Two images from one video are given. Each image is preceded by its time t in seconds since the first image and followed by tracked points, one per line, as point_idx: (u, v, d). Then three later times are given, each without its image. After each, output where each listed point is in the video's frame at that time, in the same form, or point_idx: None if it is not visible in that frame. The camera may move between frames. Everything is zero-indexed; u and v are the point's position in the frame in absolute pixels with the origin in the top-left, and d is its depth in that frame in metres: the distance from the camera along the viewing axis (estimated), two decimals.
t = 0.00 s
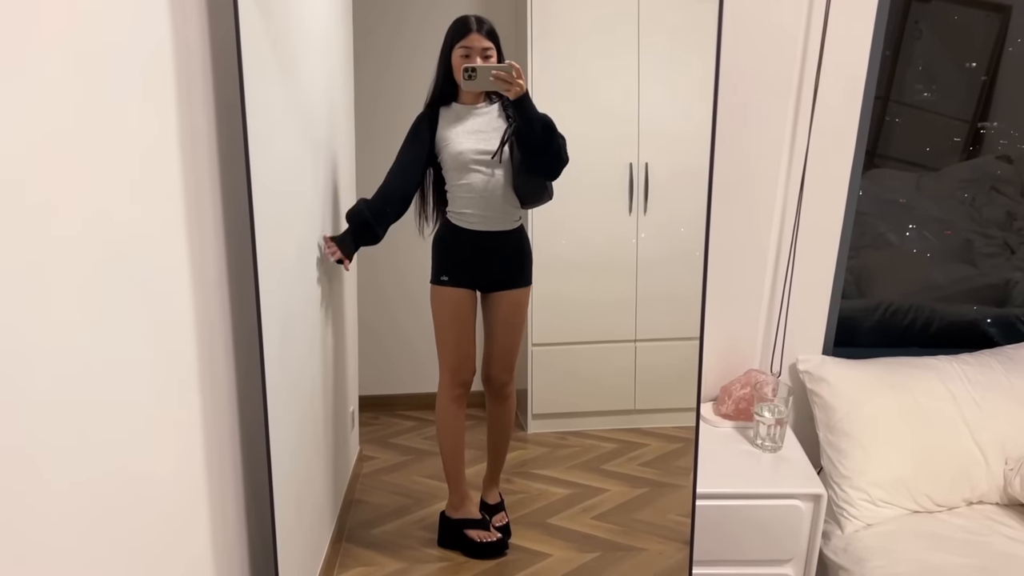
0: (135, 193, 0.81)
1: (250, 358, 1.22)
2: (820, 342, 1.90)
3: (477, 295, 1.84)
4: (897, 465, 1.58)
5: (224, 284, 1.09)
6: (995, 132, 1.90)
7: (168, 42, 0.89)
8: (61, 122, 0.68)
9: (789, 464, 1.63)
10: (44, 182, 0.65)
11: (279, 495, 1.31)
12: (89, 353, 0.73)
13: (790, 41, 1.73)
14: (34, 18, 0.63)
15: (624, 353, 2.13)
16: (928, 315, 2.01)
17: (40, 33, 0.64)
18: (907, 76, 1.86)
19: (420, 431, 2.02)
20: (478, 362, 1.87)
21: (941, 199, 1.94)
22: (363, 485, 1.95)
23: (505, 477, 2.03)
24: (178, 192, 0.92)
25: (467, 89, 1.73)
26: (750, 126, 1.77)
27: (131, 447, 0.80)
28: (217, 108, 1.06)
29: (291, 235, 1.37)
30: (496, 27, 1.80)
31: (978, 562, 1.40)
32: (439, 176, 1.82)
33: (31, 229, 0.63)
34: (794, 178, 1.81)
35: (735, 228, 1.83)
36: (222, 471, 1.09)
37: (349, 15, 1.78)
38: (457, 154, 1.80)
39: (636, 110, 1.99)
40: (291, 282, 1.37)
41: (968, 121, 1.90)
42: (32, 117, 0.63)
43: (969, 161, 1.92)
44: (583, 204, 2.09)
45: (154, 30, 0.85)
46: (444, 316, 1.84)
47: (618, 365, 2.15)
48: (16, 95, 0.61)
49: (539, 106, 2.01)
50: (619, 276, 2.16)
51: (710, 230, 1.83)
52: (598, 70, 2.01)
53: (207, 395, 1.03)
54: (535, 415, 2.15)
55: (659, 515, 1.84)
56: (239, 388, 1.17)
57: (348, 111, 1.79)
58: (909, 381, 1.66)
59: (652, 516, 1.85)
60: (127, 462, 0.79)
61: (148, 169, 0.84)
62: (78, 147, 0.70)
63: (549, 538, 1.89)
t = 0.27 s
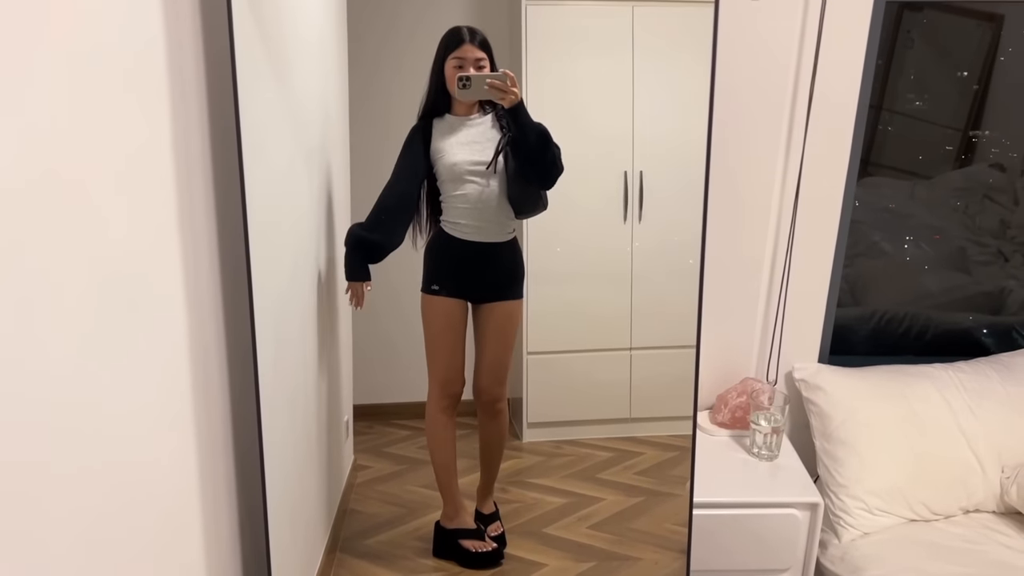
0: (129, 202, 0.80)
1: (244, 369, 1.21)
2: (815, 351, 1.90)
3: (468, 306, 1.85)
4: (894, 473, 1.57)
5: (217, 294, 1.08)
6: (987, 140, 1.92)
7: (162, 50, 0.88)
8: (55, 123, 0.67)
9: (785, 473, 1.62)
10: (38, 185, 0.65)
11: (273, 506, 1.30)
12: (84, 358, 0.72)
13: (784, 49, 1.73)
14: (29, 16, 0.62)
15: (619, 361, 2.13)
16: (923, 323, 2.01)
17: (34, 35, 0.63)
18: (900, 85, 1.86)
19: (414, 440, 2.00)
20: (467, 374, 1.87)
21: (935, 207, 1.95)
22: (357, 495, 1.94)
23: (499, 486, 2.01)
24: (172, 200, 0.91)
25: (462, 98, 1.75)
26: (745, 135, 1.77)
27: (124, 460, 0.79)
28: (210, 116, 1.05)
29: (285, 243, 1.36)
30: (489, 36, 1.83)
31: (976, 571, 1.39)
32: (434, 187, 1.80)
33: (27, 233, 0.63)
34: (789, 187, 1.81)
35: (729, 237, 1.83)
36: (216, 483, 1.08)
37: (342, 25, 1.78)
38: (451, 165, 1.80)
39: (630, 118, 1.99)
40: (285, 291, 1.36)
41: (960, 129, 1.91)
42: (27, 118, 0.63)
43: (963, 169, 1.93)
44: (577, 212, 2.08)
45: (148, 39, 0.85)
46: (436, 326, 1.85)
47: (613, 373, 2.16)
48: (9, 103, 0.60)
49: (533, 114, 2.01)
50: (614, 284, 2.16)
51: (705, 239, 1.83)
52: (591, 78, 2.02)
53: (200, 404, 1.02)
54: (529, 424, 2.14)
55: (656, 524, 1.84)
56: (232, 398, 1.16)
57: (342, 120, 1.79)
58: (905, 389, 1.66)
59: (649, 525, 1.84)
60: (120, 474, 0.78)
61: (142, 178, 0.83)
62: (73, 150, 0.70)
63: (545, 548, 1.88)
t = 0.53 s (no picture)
0: (126, 208, 0.80)
1: (241, 375, 1.21)
2: (813, 355, 1.90)
3: (466, 311, 1.84)
4: (892, 479, 1.57)
5: (214, 301, 1.08)
6: (986, 143, 1.92)
7: (158, 57, 0.88)
8: (52, 128, 0.67)
9: (784, 479, 1.62)
10: (34, 192, 0.64)
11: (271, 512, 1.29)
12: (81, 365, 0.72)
13: (782, 52, 1.73)
14: (26, 20, 0.62)
15: (618, 365, 2.12)
16: (921, 328, 2.01)
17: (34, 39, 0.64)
18: (898, 88, 1.87)
19: (414, 445, 2.00)
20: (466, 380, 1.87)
21: (934, 211, 1.95)
22: (356, 501, 1.94)
23: (498, 491, 2.02)
24: (168, 207, 0.91)
25: (461, 103, 1.76)
26: (742, 140, 1.77)
27: (120, 468, 0.79)
28: (207, 122, 1.05)
29: (283, 248, 1.36)
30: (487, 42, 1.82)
31: None
32: (432, 192, 1.81)
33: (27, 238, 0.63)
34: (787, 191, 1.81)
35: (727, 241, 1.83)
36: (213, 489, 1.08)
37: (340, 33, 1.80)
38: (449, 170, 1.81)
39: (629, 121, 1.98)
40: (283, 296, 1.37)
41: (959, 132, 1.91)
42: (25, 123, 0.63)
43: (961, 172, 1.93)
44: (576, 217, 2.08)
45: (145, 46, 0.85)
46: (436, 330, 1.85)
47: (613, 377, 2.15)
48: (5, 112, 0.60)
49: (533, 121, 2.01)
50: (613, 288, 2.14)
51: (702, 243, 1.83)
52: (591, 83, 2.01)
53: (198, 409, 1.02)
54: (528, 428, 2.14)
55: (655, 530, 1.84)
56: (229, 404, 1.15)
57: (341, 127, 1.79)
58: (904, 394, 1.66)
59: (648, 531, 1.84)
60: (117, 483, 0.78)
61: (138, 185, 0.83)
62: (69, 155, 0.70)
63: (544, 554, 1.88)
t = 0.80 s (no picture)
0: (120, 216, 0.80)
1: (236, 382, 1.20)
2: (809, 360, 1.90)
3: (465, 316, 1.87)
4: (888, 485, 1.57)
5: (210, 307, 1.08)
6: (984, 148, 1.92)
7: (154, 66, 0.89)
8: (47, 138, 0.68)
9: (779, 486, 1.61)
10: (29, 202, 0.65)
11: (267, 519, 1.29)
12: (76, 372, 0.73)
13: (776, 59, 1.74)
14: (19, 31, 0.63)
15: (614, 371, 2.07)
16: (917, 333, 2.01)
17: (28, 49, 0.64)
18: (896, 94, 1.87)
19: (413, 451, 2.00)
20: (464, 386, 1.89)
21: (930, 217, 1.95)
22: (353, 506, 1.94)
23: (496, 497, 2.02)
24: (163, 217, 0.91)
25: (460, 109, 1.78)
26: (737, 146, 1.78)
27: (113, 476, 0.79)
28: (203, 130, 1.05)
29: (280, 254, 1.36)
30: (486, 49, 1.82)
31: None
32: (429, 197, 1.81)
33: (23, 246, 0.64)
34: (782, 197, 1.81)
35: (722, 247, 1.84)
36: (208, 496, 1.08)
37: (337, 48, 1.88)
38: (447, 176, 1.81)
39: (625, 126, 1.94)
40: (280, 300, 1.37)
41: (956, 138, 1.91)
42: (19, 133, 0.64)
43: (958, 178, 1.94)
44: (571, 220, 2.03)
45: (140, 55, 0.85)
46: (433, 337, 1.87)
47: (609, 383, 2.09)
48: None
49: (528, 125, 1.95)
50: (609, 292, 2.08)
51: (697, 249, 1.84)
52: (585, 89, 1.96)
53: (193, 415, 1.02)
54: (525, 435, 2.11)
55: (652, 536, 1.84)
56: (225, 410, 1.16)
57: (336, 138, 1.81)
58: (900, 400, 1.66)
59: (646, 537, 1.85)
60: (109, 491, 0.78)
61: (133, 193, 0.83)
62: (63, 164, 0.70)
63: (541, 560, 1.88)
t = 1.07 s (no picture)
0: (120, 220, 0.81)
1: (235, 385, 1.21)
2: (806, 364, 1.91)
3: (465, 319, 1.88)
4: (884, 488, 1.58)
5: (209, 310, 1.09)
6: (983, 154, 1.93)
7: (154, 72, 0.90)
8: (45, 142, 0.68)
9: (774, 488, 1.62)
10: (31, 205, 0.66)
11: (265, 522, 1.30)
12: (75, 374, 0.73)
13: (772, 65, 1.76)
14: (21, 37, 0.64)
15: (613, 376, 2.09)
16: (913, 337, 2.02)
17: (27, 55, 0.65)
18: (895, 101, 1.89)
19: (411, 456, 1.99)
20: (466, 389, 1.91)
21: (927, 222, 1.96)
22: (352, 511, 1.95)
23: (496, 502, 2.03)
24: (163, 221, 0.92)
25: (462, 116, 1.79)
26: (733, 151, 1.79)
27: (111, 477, 0.80)
28: (203, 136, 1.07)
29: (280, 258, 1.38)
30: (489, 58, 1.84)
31: None
32: (429, 202, 1.83)
33: (24, 247, 0.65)
34: (778, 202, 1.83)
35: (719, 252, 1.85)
36: (207, 498, 1.09)
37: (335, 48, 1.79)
38: (446, 182, 1.83)
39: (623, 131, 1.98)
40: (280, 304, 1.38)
41: (953, 144, 1.93)
42: (18, 137, 0.64)
43: (955, 184, 1.95)
44: (570, 226, 2.05)
45: (140, 62, 0.86)
46: (433, 341, 1.89)
47: (608, 388, 2.11)
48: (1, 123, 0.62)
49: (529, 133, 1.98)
50: (609, 299, 2.10)
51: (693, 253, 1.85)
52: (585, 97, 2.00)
53: (192, 418, 1.03)
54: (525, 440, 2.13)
55: (650, 540, 1.84)
56: (224, 413, 1.16)
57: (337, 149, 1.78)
58: (896, 403, 1.66)
59: (644, 541, 1.85)
60: (108, 491, 0.79)
61: (132, 196, 0.84)
62: (62, 167, 0.71)
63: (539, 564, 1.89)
